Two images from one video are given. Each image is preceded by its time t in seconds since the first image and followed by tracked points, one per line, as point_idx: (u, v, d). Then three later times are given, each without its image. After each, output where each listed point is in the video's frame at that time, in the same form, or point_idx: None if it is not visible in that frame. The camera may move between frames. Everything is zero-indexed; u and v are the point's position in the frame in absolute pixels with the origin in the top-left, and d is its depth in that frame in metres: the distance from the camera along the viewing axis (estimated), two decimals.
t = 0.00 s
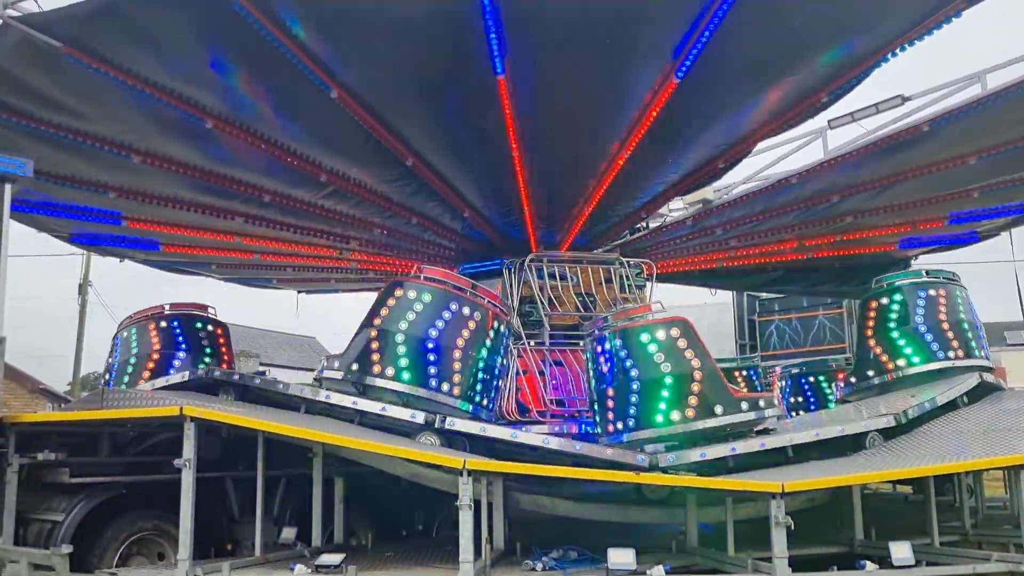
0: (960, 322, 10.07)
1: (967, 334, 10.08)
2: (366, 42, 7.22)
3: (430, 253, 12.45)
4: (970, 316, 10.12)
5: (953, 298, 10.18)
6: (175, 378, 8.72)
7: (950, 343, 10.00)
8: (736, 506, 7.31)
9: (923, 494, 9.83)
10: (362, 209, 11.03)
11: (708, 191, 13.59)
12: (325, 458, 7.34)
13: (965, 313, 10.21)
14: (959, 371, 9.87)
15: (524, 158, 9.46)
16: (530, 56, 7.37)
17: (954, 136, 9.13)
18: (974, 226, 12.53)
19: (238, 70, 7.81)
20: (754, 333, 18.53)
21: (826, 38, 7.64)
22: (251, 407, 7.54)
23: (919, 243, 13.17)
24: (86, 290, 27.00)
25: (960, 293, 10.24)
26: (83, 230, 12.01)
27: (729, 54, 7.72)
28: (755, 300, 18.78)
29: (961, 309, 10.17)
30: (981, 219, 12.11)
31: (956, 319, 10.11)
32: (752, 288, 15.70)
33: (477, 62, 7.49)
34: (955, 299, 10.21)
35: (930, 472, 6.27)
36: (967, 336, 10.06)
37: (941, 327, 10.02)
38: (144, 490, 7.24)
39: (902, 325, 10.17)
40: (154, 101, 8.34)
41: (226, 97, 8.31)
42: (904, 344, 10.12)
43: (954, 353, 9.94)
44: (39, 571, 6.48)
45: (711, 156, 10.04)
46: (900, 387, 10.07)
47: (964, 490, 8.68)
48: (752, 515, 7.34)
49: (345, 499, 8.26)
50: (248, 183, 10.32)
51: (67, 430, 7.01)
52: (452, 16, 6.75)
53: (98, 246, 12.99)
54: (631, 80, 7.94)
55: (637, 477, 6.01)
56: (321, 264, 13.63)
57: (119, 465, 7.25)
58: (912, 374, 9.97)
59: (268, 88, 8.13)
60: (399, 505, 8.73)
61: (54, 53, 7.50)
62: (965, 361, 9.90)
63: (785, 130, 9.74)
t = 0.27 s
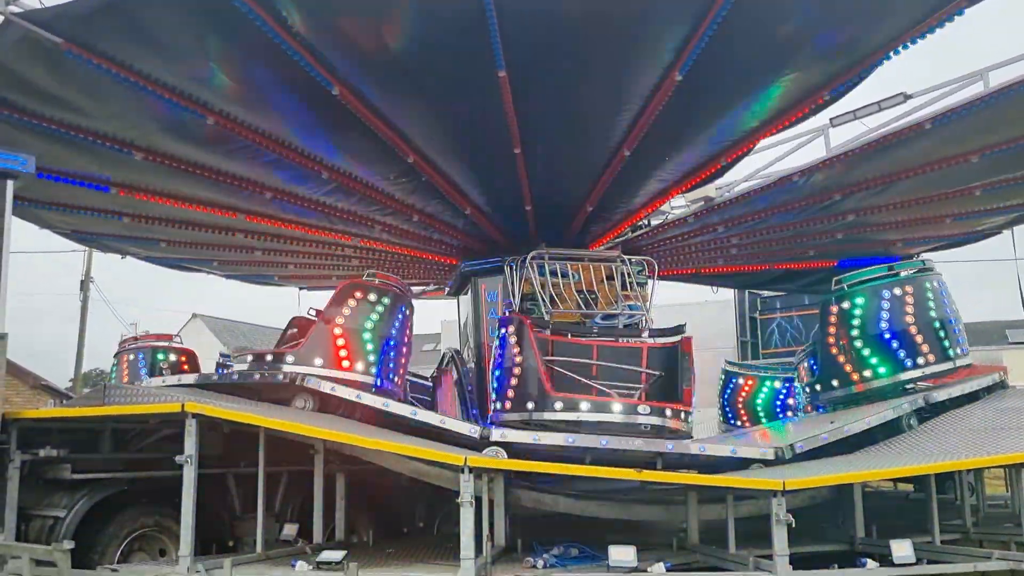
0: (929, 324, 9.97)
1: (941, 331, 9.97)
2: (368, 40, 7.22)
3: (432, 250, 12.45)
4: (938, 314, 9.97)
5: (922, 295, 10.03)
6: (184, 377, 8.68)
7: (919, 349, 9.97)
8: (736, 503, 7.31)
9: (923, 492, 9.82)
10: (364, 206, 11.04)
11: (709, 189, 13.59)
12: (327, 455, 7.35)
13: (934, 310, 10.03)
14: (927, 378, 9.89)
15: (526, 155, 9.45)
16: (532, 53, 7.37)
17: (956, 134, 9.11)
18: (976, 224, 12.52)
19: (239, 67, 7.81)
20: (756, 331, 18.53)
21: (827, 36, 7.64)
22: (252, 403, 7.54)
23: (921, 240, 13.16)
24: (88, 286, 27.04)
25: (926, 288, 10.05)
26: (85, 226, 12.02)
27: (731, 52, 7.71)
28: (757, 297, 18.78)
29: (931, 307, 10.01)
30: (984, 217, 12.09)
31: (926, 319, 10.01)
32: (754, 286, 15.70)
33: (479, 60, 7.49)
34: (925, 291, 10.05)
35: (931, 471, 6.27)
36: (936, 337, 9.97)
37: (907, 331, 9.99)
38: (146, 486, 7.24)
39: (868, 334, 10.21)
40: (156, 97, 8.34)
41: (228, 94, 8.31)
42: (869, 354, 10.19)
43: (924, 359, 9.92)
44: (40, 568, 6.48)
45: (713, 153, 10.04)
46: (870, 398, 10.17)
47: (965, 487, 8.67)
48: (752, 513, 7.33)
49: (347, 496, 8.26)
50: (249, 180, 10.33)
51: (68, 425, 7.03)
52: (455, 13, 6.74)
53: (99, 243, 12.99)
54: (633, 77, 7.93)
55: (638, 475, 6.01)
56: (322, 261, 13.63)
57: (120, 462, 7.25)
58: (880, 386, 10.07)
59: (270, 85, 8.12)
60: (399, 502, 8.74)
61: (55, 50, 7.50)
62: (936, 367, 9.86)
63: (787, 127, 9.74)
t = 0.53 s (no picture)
0: (853, 345, 9.34)
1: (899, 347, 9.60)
2: (368, 37, 7.22)
3: (432, 248, 12.45)
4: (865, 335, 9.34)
5: (852, 308, 9.42)
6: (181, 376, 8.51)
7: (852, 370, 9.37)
8: (736, 501, 7.31)
9: (924, 490, 9.82)
10: (365, 204, 11.04)
11: (710, 187, 13.60)
12: (327, 452, 7.36)
13: (863, 328, 9.40)
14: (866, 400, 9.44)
15: (526, 153, 9.45)
16: (533, 52, 7.38)
17: (957, 132, 9.11)
18: (977, 223, 12.51)
19: (239, 65, 7.81)
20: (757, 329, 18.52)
21: (828, 34, 7.63)
22: (253, 401, 7.54)
23: (922, 239, 13.14)
24: (89, 283, 27.05)
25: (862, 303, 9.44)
26: (86, 224, 12.03)
27: (731, 50, 7.71)
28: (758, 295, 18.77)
29: (857, 326, 9.39)
30: (985, 215, 12.08)
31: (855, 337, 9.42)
32: (755, 284, 15.69)
33: (479, 57, 7.49)
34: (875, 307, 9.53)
35: (930, 468, 6.28)
36: (874, 356, 9.37)
37: (828, 354, 9.42)
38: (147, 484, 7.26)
39: (787, 361, 9.69)
40: (156, 95, 8.34)
41: (229, 92, 8.32)
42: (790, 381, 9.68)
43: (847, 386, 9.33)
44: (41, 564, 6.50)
45: (713, 151, 10.04)
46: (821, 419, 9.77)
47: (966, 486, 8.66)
48: (753, 511, 7.33)
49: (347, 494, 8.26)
50: (250, 177, 10.33)
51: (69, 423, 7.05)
52: (456, 11, 6.75)
53: (100, 240, 13.00)
54: (633, 75, 7.93)
55: (638, 473, 6.01)
56: (322, 258, 13.63)
57: (120, 459, 7.27)
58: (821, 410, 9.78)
59: (270, 82, 8.13)
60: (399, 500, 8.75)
61: (56, 48, 7.51)
62: (862, 392, 9.28)
63: (787, 125, 9.73)
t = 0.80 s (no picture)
0: (772, 356, 7.75)
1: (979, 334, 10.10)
2: (371, 35, 7.22)
3: (435, 246, 12.44)
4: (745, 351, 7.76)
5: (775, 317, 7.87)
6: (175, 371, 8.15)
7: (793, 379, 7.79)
8: (738, 500, 7.31)
9: (926, 489, 9.81)
10: (367, 202, 11.04)
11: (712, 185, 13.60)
12: (330, 449, 7.37)
13: (742, 346, 7.77)
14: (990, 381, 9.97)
15: (529, 151, 9.45)
16: (536, 49, 7.37)
17: (960, 131, 9.10)
18: (979, 221, 12.50)
19: (242, 62, 7.81)
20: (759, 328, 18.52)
21: (831, 32, 7.63)
22: (255, 398, 7.55)
23: (925, 237, 13.13)
24: (92, 281, 27.10)
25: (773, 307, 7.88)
26: (89, 221, 12.04)
27: (734, 48, 7.71)
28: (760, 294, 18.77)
29: (735, 344, 7.78)
30: (988, 214, 12.07)
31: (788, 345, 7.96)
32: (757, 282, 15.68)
33: (481, 55, 7.49)
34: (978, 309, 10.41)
35: (933, 467, 6.28)
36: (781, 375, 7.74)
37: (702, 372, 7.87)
38: (150, 482, 7.27)
39: (665, 378, 8.14)
40: (159, 92, 8.35)
41: (233, 89, 8.33)
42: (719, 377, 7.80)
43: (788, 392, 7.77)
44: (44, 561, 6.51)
45: (716, 149, 10.03)
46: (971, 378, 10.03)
47: (968, 485, 8.66)
48: (755, 509, 7.33)
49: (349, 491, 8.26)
50: (252, 175, 10.33)
51: (72, 420, 7.06)
52: (459, 10, 6.76)
53: (104, 238, 13.03)
54: (636, 73, 7.93)
55: (641, 470, 6.02)
56: (325, 256, 13.63)
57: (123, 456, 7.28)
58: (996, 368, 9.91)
59: (272, 80, 8.13)
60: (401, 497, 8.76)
61: (59, 45, 7.51)
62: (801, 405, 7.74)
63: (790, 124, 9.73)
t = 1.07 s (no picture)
0: (713, 361, 8.16)
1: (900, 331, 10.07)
2: (373, 34, 7.22)
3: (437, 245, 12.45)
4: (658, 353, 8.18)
5: (706, 325, 8.25)
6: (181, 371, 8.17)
7: (648, 383, 8.15)
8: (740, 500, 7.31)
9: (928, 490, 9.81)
10: (369, 201, 11.04)
11: (714, 185, 13.60)
12: (332, 448, 7.38)
13: (591, 345, 8.30)
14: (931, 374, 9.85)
15: (531, 150, 9.45)
16: (538, 49, 7.37)
17: (962, 131, 9.09)
18: (982, 222, 12.49)
19: (244, 61, 7.81)
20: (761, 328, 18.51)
21: (833, 32, 7.62)
22: (256, 397, 7.55)
23: (927, 237, 13.11)
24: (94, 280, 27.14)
25: (715, 315, 8.30)
26: (92, 220, 12.06)
27: (736, 48, 7.71)
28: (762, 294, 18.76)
29: (585, 343, 8.34)
30: (990, 214, 12.05)
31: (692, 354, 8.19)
32: (759, 283, 15.68)
33: (483, 54, 7.49)
34: (929, 288, 9.99)
35: (935, 467, 6.27)
36: (676, 378, 8.07)
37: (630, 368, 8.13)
38: (153, 482, 7.28)
39: (570, 359, 8.39)
40: (161, 91, 8.35)
41: (236, 88, 8.34)
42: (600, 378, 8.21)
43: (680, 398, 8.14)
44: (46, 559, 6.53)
45: (718, 149, 10.02)
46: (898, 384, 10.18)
47: (970, 486, 8.64)
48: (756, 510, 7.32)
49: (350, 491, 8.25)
50: (254, 174, 10.34)
51: (74, 418, 7.08)
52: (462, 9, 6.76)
53: (106, 237, 13.04)
54: (639, 73, 7.93)
55: (643, 470, 6.02)
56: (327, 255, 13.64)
57: (125, 454, 7.29)
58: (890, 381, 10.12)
59: (275, 79, 8.13)
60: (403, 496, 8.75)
61: (62, 44, 7.52)
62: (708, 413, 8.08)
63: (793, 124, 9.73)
